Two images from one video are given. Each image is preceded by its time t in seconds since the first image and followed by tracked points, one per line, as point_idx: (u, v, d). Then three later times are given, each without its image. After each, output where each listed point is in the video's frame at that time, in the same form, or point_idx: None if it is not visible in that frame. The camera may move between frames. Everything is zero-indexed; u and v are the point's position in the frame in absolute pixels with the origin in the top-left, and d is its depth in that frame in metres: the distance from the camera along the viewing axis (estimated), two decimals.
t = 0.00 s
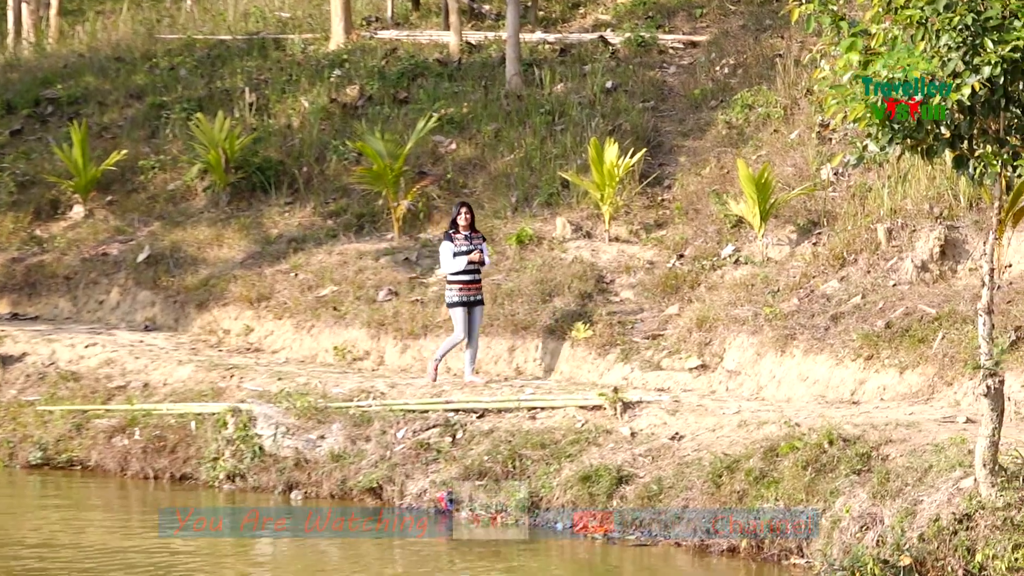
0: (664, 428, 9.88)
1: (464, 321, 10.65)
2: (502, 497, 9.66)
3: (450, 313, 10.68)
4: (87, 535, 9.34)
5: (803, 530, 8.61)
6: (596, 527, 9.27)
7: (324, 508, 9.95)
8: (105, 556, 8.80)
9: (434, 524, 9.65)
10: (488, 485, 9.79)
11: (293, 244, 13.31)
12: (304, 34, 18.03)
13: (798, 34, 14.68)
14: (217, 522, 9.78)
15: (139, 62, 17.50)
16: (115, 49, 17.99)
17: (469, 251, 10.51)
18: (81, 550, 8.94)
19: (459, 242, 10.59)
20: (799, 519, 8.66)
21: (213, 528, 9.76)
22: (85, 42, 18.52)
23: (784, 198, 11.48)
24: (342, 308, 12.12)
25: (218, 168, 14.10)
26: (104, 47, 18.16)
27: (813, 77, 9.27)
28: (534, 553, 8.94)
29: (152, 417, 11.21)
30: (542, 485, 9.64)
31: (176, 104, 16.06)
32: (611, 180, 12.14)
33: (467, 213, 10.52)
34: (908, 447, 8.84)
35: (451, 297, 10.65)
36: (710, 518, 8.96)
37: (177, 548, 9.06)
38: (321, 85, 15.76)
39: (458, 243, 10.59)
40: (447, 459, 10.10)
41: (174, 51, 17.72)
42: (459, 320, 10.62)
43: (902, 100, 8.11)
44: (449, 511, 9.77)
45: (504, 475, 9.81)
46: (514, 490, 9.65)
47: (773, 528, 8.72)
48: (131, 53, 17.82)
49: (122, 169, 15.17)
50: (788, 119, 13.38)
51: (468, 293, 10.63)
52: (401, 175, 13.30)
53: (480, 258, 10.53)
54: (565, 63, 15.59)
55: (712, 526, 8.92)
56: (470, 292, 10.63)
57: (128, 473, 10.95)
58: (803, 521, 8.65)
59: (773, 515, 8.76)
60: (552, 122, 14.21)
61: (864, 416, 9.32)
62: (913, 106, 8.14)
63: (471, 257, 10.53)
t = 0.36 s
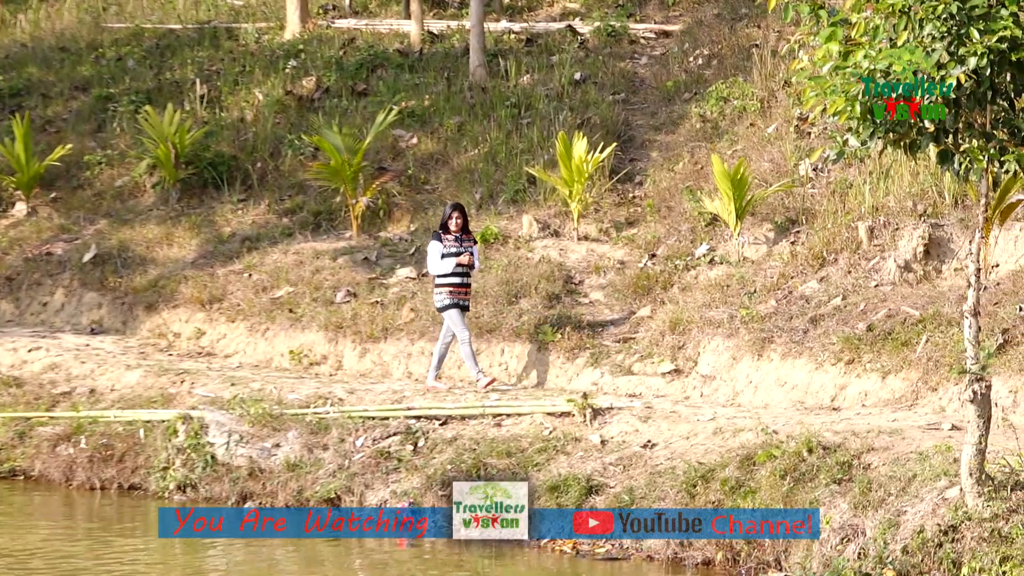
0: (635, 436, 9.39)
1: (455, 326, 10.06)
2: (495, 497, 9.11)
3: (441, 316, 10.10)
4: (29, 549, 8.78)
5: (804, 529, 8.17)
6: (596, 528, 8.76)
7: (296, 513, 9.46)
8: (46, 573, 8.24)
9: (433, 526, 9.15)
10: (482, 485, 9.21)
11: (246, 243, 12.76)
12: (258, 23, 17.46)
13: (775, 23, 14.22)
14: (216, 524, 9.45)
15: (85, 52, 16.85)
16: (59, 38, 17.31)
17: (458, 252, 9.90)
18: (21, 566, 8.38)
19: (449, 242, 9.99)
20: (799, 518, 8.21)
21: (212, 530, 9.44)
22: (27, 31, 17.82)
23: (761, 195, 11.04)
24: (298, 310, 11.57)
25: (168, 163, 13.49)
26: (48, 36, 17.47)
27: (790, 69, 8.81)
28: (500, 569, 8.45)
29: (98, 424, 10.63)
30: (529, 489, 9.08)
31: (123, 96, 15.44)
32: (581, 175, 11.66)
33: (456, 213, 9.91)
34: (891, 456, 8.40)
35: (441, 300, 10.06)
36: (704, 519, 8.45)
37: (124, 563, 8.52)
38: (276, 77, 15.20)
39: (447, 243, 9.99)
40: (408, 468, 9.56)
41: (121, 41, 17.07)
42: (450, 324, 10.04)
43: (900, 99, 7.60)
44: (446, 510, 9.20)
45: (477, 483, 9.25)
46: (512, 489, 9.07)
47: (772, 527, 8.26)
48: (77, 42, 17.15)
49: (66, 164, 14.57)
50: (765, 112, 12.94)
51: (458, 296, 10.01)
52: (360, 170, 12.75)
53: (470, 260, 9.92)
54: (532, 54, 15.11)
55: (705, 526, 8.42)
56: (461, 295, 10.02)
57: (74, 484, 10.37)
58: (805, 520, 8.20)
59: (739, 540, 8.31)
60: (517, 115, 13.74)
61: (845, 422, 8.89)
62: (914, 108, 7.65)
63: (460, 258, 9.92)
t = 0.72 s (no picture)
0: (616, 443, 8.94)
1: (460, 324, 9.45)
2: (495, 497, 8.46)
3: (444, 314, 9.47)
4: None
5: (804, 529, 7.67)
6: (597, 528, 8.24)
7: (294, 511, 8.94)
8: None
9: (433, 525, 8.69)
10: (482, 483, 8.58)
11: (208, 241, 12.25)
12: (220, 10, 16.90)
13: (762, 10, 13.78)
14: (217, 523, 9.00)
15: (39, 39, 16.22)
16: (12, 24, 16.67)
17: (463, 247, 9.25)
18: None
19: (453, 237, 9.32)
20: (799, 517, 7.71)
21: (213, 530, 8.99)
22: None
23: (747, 190, 10.63)
24: (262, 311, 11.08)
25: (126, 156, 12.97)
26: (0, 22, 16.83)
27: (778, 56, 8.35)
28: None
29: (52, 431, 10.08)
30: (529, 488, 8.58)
31: (79, 87, 14.86)
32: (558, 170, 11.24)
33: (460, 206, 9.24)
34: (884, 463, 7.97)
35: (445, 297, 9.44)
36: (703, 517, 7.93)
37: None
38: (240, 66, 14.68)
39: (451, 238, 9.32)
40: (378, 476, 9.10)
41: (77, 29, 16.47)
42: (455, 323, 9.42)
43: (900, 99, 7.11)
44: (445, 511, 8.70)
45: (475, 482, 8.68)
46: (511, 489, 8.42)
47: (771, 527, 7.77)
48: (30, 29, 16.52)
49: (19, 158, 13.95)
50: (751, 103, 12.51)
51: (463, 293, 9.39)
52: (329, 166, 12.27)
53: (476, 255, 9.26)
54: (507, 42, 14.65)
55: (705, 525, 7.91)
56: (467, 292, 9.40)
57: (27, 493, 9.85)
58: (805, 519, 7.70)
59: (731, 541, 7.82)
60: (492, 106, 13.28)
61: (836, 428, 8.48)
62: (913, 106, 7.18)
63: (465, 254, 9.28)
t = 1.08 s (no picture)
0: (592, 451, 8.50)
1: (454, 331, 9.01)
2: (494, 497, 8.04)
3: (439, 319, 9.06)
4: None
5: (804, 529, 7.28)
6: (596, 529, 7.79)
7: (294, 510, 8.50)
8: None
9: (433, 525, 8.18)
10: (482, 483, 8.15)
11: (163, 239, 11.74)
12: None
13: None
14: (217, 523, 8.65)
15: None
16: None
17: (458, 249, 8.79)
18: None
19: (449, 239, 8.89)
20: (799, 517, 7.33)
21: (214, 531, 8.64)
22: None
23: (728, 185, 10.22)
24: (219, 313, 10.57)
25: (76, 149, 12.46)
26: None
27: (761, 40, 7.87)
28: None
29: None
30: (530, 488, 8.17)
31: (27, 77, 14.26)
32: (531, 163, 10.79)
33: (457, 206, 8.82)
34: (873, 472, 7.57)
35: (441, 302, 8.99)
36: (703, 517, 7.51)
37: None
38: (197, 55, 14.13)
39: (447, 240, 8.89)
40: (342, 486, 8.63)
41: (24, 15, 15.79)
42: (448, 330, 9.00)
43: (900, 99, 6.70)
44: (446, 511, 8.22)
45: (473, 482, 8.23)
46: (511, 488, 8.02)
47: (772, 528, 7.37)
48: None
49: None
50: (733, 94, 12.09)
51: (458, 299, 8.91)
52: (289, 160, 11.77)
53: (472, 259, 8.79)
54: (477, 31, 14.18)
55: (704, 525, 7.49)
56: (464, 298, 8.92)
57: None
58: (805, 519, 7.31)
59: (728, 543, 7.41)
60: (461, 98, 12.83)
61: (822, 435, 8.08)
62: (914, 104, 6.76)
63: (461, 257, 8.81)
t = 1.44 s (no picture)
0: (553, 459, 8.03)
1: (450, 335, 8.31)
2: (492, 497, 7.54)
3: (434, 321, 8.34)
4: None
5: (804, 530, 6.85)
6: (597, 529, 7.26)
7: (294, 510, 7.97)
8: None
9: (433, 525, 7.66)
10: (482, 482, 7.66)
11: (102, 237, 11.20)
12: None
13: None
14: (217, 523, 8.10)
15: None
16: None
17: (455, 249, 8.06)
18: None
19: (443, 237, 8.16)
20: (799, 517, 6.88)
21: (213, 531, 8.11)
22: None
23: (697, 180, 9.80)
24: (161, 314, 10.05)
25: (13, 144, 11.79)
26: None
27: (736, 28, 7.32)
28: None
29: None
30: (530, 488, 7.72)
31: None
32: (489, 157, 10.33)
33: (449, 203, 8.07)
34: (847, 481, 7.15)
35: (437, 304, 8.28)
36: (702, 517, 7.04)
37: None
38: (139, 42, 13.54)
39: (440, 239, 8.15)
40: (290, 496, 8.14)
41: None
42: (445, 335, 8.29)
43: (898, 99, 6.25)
44: (445, 511, 7.70)
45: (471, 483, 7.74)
46: (511, 487, 7.53)
47: (772, 528, 6.90)
48: None
49: None
50: (701, 84, 11.69)
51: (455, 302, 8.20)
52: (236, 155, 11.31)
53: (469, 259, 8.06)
54: (434, 19, 13.69)
55: (705, 524, 7.03)
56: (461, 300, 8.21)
57: None
58: (804, 518, 6.88)
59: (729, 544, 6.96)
60: (416, 89, 12.36)
61: (794, 442, 7.68)
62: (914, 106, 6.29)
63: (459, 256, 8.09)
